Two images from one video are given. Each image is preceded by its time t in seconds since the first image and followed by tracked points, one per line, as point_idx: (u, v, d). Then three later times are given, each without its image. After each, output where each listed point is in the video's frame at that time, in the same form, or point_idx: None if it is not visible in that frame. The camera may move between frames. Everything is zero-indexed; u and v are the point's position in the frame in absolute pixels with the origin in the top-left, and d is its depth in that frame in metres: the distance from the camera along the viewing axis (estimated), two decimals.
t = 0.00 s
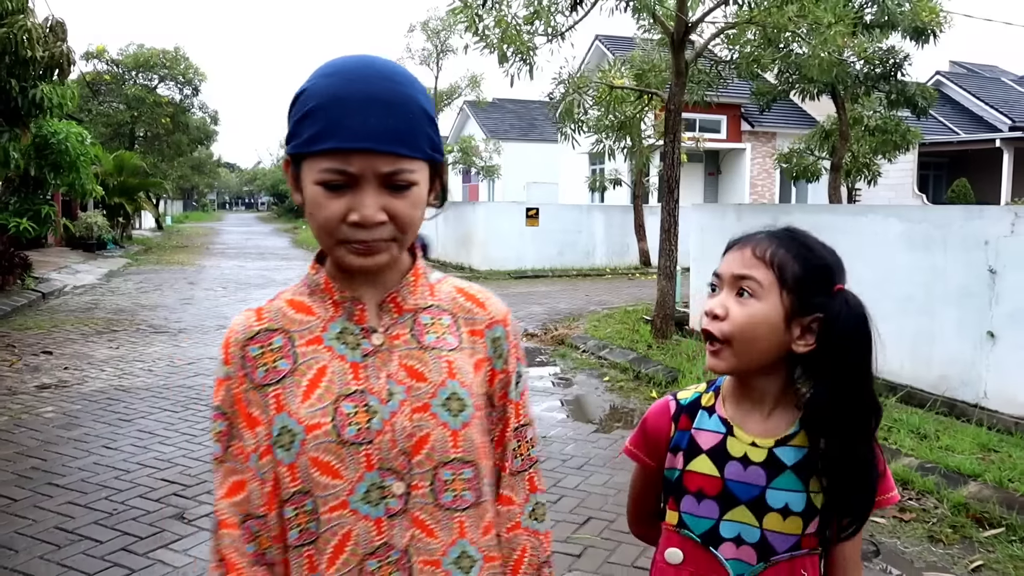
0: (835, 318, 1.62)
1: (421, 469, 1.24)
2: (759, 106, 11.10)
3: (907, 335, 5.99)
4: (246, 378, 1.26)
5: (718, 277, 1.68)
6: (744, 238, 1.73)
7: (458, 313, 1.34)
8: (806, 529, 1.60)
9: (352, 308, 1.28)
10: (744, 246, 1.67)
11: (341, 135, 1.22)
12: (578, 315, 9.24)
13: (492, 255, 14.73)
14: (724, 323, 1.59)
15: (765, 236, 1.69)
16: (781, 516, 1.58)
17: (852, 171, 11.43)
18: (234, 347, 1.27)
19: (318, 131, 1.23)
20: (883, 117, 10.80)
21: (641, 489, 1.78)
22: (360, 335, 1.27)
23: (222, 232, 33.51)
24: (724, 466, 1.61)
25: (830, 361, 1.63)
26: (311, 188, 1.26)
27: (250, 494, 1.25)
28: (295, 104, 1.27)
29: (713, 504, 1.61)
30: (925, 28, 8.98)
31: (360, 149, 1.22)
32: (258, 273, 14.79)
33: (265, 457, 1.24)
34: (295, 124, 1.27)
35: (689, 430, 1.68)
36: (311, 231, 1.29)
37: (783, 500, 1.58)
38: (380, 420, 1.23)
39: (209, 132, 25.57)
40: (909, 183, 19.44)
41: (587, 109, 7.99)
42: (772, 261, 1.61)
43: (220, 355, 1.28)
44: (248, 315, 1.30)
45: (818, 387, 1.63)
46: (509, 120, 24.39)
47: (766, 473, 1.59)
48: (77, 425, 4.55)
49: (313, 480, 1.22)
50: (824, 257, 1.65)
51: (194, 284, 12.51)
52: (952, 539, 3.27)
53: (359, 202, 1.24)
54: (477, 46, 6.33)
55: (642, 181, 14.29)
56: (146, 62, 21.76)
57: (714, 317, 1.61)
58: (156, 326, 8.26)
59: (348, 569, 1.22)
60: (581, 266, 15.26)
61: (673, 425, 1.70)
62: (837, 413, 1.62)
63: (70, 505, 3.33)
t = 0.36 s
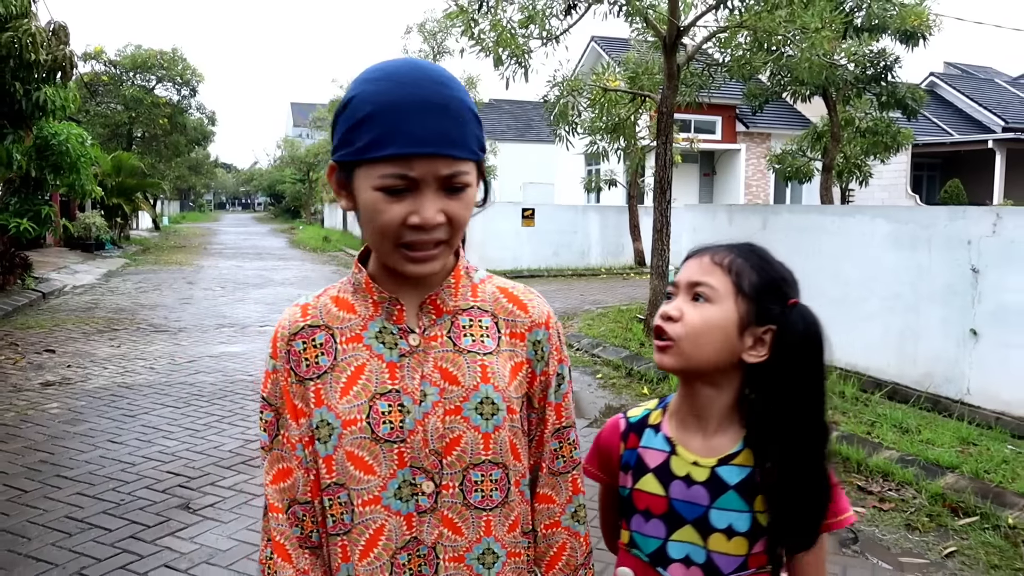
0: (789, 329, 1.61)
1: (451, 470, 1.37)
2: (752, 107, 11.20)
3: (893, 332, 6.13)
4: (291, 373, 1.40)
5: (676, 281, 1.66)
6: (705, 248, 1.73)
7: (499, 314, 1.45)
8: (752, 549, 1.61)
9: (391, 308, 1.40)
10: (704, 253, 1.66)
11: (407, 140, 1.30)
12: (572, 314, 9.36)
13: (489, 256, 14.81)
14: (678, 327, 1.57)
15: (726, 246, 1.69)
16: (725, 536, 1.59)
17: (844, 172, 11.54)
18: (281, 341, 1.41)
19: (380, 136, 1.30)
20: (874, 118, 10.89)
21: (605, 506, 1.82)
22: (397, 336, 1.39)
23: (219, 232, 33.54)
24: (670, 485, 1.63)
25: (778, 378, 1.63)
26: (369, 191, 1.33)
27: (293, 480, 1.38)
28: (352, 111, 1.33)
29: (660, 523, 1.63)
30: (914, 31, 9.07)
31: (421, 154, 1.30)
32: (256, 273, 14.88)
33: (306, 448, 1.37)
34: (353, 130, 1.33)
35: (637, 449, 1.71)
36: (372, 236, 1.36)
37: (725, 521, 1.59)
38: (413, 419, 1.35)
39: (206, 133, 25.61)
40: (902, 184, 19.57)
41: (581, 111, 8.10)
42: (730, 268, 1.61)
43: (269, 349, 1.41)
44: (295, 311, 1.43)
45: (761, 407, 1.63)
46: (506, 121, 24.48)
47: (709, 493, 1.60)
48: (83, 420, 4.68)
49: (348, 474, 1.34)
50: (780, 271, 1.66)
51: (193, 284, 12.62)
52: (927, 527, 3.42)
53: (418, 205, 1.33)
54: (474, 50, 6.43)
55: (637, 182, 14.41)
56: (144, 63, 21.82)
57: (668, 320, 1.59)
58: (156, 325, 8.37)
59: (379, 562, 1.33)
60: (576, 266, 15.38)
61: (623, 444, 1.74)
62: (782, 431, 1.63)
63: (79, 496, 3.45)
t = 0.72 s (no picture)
0: (744, 366, 1.61)
1: (458, 496, 1.29)
2: (736, 110, 11.37)
3: (869, 332, 6.28)
4: (273, 413, 1.26)
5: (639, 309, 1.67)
6: (670, 274, 1.72)
7: (493, 332, 1.41)
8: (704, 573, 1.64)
9: (385, 333, 1.30)
10: (674, 282, 1.66)
11: (456, 158, 1.23)
12: (558, 313, 9.48)
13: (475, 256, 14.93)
14: (634, 355, 1.59)
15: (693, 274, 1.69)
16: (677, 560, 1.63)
17: (826, 173, 11.73)
18: (258, 383, 1.27)
19: (428, 154, 1.22)
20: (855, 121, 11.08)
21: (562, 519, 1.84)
22: (394, 360, 1.29)
23: (206, 232, 33.52)
24: (626, 510, 1.66)
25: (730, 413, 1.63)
26: (412, 215, 1.23)
27: (264, 524, 1.27)
28: (389, 129, 1.23)
29: (617, 544, 1.66)
30: (894, 35, 9.47)
31: (471, 172, 1.25)
32: (244, 273, 14.96)
33: (296, 492, 1.24)
34: (391, 148, 1.23)
35: (595, 470, 1.73)
36: (407, 261, 1.25)
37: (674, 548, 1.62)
38: (419, 448, 1.26)
39: (193, 132, 25.61)
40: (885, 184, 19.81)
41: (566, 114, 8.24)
42: (694, 301, 1.62)
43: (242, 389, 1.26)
44: (271, 347, 1.30)
45: (712, 438, 1.64)
46: (493, 121, 24.60)
47: (664, 518, 1.63)
48: (76, 417, 4.76)
49: (350, 515, 1.22)
50: (748, 306, 1.66)
51: (181, 284, 12.68)
52: (896, 517, 3.56)
53: (461, 226, 1.26)
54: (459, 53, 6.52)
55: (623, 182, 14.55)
56: (131, 62, 21.81)
57: (626, 352, 1.61)
58: (145, 325, 8.44)
59: None
60: (563, 265, 15.51)
61: (581, 464, 1.75)
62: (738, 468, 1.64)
63: (75, 491, 3.54)
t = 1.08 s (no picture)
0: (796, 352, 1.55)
1: (435, 500, 1.32)
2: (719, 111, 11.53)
3: (848, 330, 6.43)
4: (236, 427, 1.25)
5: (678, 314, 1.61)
6: (699, 269, 1.66)
7: (459, 329, 1.47)
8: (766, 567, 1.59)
9: (355, 336, 1.31)
10: (709, 281, 1.58)
11: (463, 167, 1.29)
12: (543, 312, 9.61)
13: (462, 255, 15.05)
14: (689, 370, 1.53)
15: (725, 265, 1.62)
16: (740, 553, 1.58)
17: (808, 173, 11.92)
18: (221, 396, 1.26)
19: (441, 163, 1.26)
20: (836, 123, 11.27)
21: (607, 520, 1.78)
22: (364, 365, 1.31)
23: (192, 232, 33.46)
24: (684, 503, 1.61)
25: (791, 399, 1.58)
26: (422, 222, 1.26)
27: (225, 549, 1.26)
28: (403, 134, 1.24)
29: (673, 539, 1.62)
30: (873, 39, 9.64)
31: (474, 179, 1.31)
32: (232, 273, 15.01)
33: (261, 510, 1.24)
34: (405, 155, 1.24)
35: (648, 464, 1.68)
36: (411, 268, 1.28)
37: (739, 539, 1.58)
38: (394, 454, 1.29)
39: (180, 132, 25.57)
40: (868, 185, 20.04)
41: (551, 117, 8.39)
42: (735, 298, 1.54)
43: (203, 403, 1.25)
44: (233, 355, 1.29)
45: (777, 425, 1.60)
46: (480, 121, 24.70)
47: (726, 510, 1.59)
48: (68, 414, 4.85)
49: (325, 529, 1.24)
50: (787, 284, 1.60)
51: (169, 283, 12.74)
52: (865, 506, 3.70)
53: (459, 232, 1.32)
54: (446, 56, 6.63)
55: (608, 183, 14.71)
56: (118, 62, 21.80)
57: (678, 361, 1.55)
58: (135, 324, 8.51)
59: None
60: (549, 265, 15.65)
61: (632, 458, 1.71)
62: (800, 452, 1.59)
63: (71, 483, 3.63)
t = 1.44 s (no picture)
0: (830, 343, 1.62)
1: (449, 516, 1.28)
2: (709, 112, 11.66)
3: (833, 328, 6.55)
4: (257, 440, 1.22)
5: (706, 316, 1.63)
6: (715, 271, 1.68)
7: (474, 341, 1.43)
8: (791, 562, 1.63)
9: (373, 349, 1.27)
10: (737, 281, 1.62)
11: (485, 182, 1.25)
12: (534, 311, 9.73)
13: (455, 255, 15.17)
14: (729, 374, 1.56)
15: (747, 263, 1.65)
16: (769, 550, 1.60)
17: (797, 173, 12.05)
18: (240, 407, 1.22)
19: (463, 177, 1.23)
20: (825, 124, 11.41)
21: (611, 519, 1.74)
22: (382, 377, 1.27)
23: (186, 232, 33.53)
24: (714, 500, 1.61)
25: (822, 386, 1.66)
26: (443, 235, 1.22)
27: (260, 567, 1.19)
28: (425, 146, 1.20)
29: (699, 540, 1.62)
30: (860, 42, 9.78)
31: (496, 195, 1.27)
32: (227, 273, 15.10)
33: (285, 523, 1.20)
34: (428, 166, 1.20)
35: (674, 461, 1.66)
36: (430, 282, 1.24)
37: (769, 534, 1.60)
38: (410, 469, 1.25)
39: (174, 133, 25.63)
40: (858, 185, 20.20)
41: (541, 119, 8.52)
42: (765, 297, 1.59)
43: (223, 415, 1.22)
44: (250, 365, 1.25)
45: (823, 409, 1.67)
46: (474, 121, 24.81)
47: (756, 506, 1.61)
48: (67, 410, 4.94)
49: (339, 541, 1.21)
50: (806, 275, 1.65)
51: (163, 283, 12.83)
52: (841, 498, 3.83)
53: (480, 249, 1.28)
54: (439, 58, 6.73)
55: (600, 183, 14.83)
56: (112, 63, 21.86)
57: (715, 368, 1.57)
58: (130, 323, 8.61)
59: None
60: (542, 265, 15.78)
61: (657, 454, 1.67)
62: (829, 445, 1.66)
63: (72, 476, 3.73)
